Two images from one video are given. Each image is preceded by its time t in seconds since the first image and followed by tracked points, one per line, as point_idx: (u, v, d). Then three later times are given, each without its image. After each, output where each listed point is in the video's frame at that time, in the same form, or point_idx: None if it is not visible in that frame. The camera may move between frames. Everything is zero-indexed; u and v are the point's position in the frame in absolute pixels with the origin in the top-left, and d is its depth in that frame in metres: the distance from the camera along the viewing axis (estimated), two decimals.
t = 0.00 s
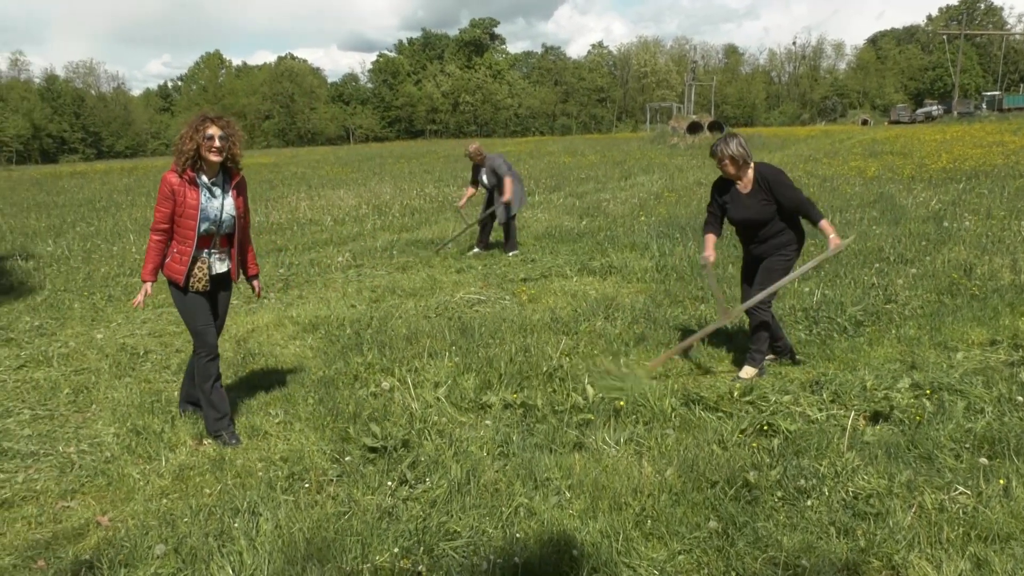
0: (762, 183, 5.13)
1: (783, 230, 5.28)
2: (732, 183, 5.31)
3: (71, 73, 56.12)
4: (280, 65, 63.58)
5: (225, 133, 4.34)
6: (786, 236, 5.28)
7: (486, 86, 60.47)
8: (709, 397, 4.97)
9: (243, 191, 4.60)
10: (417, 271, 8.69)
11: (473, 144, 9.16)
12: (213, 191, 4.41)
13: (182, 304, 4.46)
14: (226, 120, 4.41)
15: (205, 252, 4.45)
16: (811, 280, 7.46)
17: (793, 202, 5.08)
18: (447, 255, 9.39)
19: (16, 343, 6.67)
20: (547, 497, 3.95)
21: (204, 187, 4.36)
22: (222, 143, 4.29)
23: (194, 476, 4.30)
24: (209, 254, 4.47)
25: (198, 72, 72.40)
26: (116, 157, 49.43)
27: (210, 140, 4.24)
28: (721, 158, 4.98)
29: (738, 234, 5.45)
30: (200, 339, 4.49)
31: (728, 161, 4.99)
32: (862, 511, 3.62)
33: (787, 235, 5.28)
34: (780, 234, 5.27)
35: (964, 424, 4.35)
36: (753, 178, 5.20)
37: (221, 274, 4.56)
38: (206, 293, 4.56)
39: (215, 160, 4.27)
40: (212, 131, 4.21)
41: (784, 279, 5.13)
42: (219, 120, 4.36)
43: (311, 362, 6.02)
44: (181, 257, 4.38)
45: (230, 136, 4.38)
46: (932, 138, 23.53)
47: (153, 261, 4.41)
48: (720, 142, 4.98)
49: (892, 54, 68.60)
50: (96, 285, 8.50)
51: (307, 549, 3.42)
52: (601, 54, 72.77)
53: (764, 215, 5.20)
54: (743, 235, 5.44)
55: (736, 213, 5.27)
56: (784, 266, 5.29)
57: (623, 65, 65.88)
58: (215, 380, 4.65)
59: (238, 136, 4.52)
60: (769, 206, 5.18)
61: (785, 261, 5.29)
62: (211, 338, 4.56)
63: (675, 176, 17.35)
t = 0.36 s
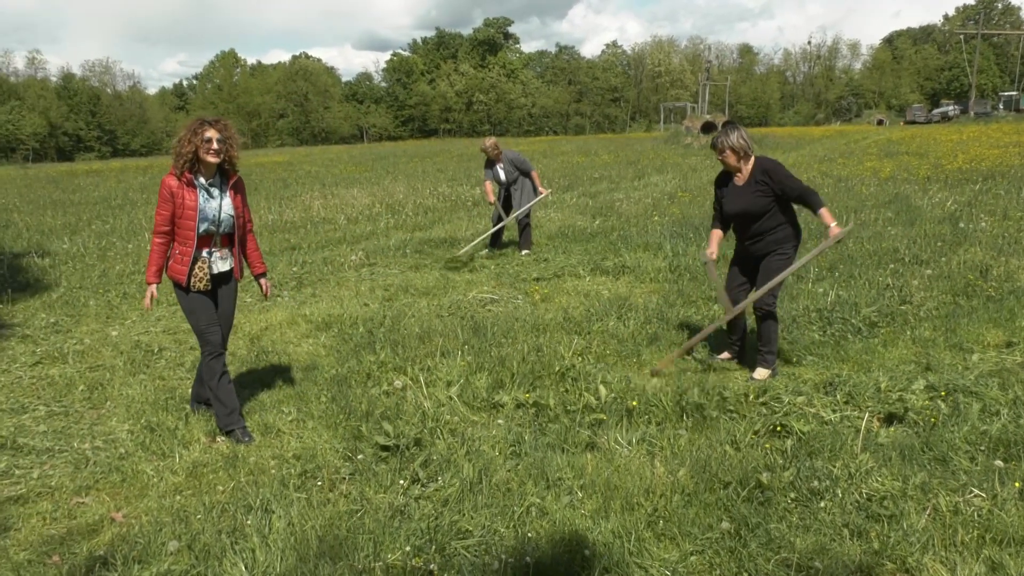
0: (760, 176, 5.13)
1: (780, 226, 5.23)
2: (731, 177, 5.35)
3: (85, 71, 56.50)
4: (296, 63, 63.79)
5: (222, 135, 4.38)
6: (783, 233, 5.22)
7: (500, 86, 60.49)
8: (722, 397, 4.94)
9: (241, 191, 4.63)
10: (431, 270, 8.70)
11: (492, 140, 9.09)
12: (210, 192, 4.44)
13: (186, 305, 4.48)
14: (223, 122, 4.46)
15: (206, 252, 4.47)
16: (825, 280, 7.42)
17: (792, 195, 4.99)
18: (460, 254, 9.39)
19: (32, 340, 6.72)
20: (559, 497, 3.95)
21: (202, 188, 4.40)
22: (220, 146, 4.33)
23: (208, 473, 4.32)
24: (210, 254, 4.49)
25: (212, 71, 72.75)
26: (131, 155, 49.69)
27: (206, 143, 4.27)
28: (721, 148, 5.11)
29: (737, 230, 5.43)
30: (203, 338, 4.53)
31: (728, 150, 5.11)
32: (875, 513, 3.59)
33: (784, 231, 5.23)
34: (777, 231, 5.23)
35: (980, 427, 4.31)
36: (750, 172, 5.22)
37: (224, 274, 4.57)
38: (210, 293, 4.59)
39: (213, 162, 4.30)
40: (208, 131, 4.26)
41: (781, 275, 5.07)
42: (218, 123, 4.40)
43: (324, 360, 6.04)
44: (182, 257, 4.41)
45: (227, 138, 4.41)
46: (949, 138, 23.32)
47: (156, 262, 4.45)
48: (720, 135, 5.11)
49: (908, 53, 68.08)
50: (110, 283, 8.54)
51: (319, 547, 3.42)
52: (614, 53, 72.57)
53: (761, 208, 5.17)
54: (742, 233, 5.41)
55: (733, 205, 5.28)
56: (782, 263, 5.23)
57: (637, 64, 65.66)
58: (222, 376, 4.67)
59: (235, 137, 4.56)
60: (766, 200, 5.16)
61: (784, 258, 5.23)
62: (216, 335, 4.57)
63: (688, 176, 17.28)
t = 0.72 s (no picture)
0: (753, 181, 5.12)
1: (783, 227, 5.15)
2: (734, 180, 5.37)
3: (97, 71, 56.82)
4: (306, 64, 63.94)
5: (216, 124, 4.40)
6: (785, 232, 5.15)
7: (510, 86, 60.49)
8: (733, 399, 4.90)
9: (236, 180, 4.66)
10: (440, 271, 8.69)
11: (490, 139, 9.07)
12: (207, 179, 4.47)
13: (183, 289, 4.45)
14: (219, 113, 4.47)
15: (201, 240, 4.50)
16: (837, 281, 7.37)
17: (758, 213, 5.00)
18: (469, 255, 9.38)
19: (43, 339, 6.75)
20: (568, 498, 3.92)
21: (198, 175, 4.42)
22: (215, 136, 4.36)
23: (217, 474, 4.32)
24: (206, 242, 4.51)
25: (223, 72, 73.09)
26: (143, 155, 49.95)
27: (201, 132, 4.30)
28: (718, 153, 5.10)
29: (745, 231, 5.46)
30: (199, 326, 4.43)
31: (726, 155, 5.08)
32: (887, 516, 3.55)
33: (788, 231, 5.15)
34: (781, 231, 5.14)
35: (993, 429, 4.26)
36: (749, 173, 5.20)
37: (219, 262, 4.59)
38: (203, 279, 4.58)
39: (208, 152, 4.33)
40: (203, 121, 4.28)
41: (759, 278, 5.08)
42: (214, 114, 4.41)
43: (334, 361, 6.03)
44: (178, 244, 4.43)
45: (222, 130, 4.42)
46: (964, 138, 23.13)
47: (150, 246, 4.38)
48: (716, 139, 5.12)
49: (921, 53, 67.61)
50: (121, 283, 8.57)
51: (328, 548, 3.41)
52: (625, 53, 72.42)
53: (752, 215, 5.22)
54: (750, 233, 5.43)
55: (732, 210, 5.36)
56: (785, 263, 5.18)
57: (648, 64, 65.51)
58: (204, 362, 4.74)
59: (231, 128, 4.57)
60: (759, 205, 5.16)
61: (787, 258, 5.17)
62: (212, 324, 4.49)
63: (699, 176, 17.22)
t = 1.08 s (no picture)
0: (778, 185, 5.01)
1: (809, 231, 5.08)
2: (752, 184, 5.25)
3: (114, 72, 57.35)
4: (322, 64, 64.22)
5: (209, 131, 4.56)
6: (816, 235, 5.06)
7: (526, 85, 60.44)
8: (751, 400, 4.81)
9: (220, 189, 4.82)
10: (455, 271, 8.65)
11: (499, 142, 9.22)
12: (204, 189, 4.60)
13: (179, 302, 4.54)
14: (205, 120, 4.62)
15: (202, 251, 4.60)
16: (857, 282, 7.25)
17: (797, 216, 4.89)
18: (484, 255, 9.33)
19: (58, 340, 6.77)
20: (583, 501, 3.86)
21: (197, 184, 4.54)
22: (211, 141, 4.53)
23: (230, 475, 4.29)
24: (205, 252, 4.63)
25: (240, 73, 73.60)
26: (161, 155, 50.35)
27: (201, 138, 4.45)
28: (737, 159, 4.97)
29: (762, 235, 5.34)
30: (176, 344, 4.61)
31: (743, 161, 4.97)
32: (908, 521, 3.47)
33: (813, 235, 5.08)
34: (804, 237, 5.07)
35: (1018, 434, 4.15)
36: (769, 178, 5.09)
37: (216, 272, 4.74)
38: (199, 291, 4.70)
39: (207, 157, 4.48)
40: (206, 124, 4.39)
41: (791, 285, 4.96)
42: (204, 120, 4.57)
43: (348, 361, 6.00)
44: (185, 257, 4.48)
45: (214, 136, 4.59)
46: (989, 136, 22.76)
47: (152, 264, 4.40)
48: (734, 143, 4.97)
49: (943, 51, 66.76)
50: (137, 284, 8.60)
51: (341, 551, 3.37)
52: (641, 52, 72.08)
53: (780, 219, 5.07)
54: (768, 238, 5.32)
55: (753, 216, 5.21)
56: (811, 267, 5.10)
57: (664, 63, 65.21)
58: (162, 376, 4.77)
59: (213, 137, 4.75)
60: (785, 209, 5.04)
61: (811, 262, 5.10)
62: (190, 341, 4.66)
63: (717, 176, 17.06)
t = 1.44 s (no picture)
0: (811, 175, 4.91)
1: (836, 222, 5.02)
2: (775, 179, 5.09)
3: (144, 70, 58.19)
4: (350, 62, 64.51)
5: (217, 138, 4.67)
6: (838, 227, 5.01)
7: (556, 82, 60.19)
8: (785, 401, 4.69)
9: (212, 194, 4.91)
10: (484, 269, 8.58)
11: (542, 139, 9.04)
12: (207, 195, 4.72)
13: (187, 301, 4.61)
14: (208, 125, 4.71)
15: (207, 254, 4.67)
16: (894, 281, 7.06)
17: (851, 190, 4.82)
18: (513, 253, 9.25)
19: (89, 337, 6.82)
20: (612, 503, 3.76)
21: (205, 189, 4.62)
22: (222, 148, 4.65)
23: (258, 473, 4.27)
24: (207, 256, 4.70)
25: (269, 71, 74.31)
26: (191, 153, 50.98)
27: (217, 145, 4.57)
28: (767, 149, 4.83)
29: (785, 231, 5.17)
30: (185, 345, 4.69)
31: (773, 151, 4.84)
32: (946, 526, 3.36)
33: (839, 227, 5.02)
34: (831, 227, 5.00)
35: None
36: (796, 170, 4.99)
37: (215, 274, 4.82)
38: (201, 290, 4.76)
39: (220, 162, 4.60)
40: (216, 125, 4.55)
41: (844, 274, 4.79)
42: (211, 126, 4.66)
43: (376, 359, 5.97)
44: (194, 260, 4.52)
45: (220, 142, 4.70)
46: None
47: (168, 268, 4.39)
48: (764, 135, 4.83)
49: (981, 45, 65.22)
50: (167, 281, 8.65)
51: (368, 550, 3.32)
52: (670, 48, 71.43)
53: (813, 209, 4.94)
54: (791, 233, 5.15)
55: (783, 208, 5.02)
56: (838, 259, 5.02)
57: (697, 58, 64.54)
58: (181, 376, 4.77)
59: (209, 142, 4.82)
60: (818, 199, 4.94)
61: (840, 254, 5.02)
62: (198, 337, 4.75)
63: (749, 173, 16.79)
